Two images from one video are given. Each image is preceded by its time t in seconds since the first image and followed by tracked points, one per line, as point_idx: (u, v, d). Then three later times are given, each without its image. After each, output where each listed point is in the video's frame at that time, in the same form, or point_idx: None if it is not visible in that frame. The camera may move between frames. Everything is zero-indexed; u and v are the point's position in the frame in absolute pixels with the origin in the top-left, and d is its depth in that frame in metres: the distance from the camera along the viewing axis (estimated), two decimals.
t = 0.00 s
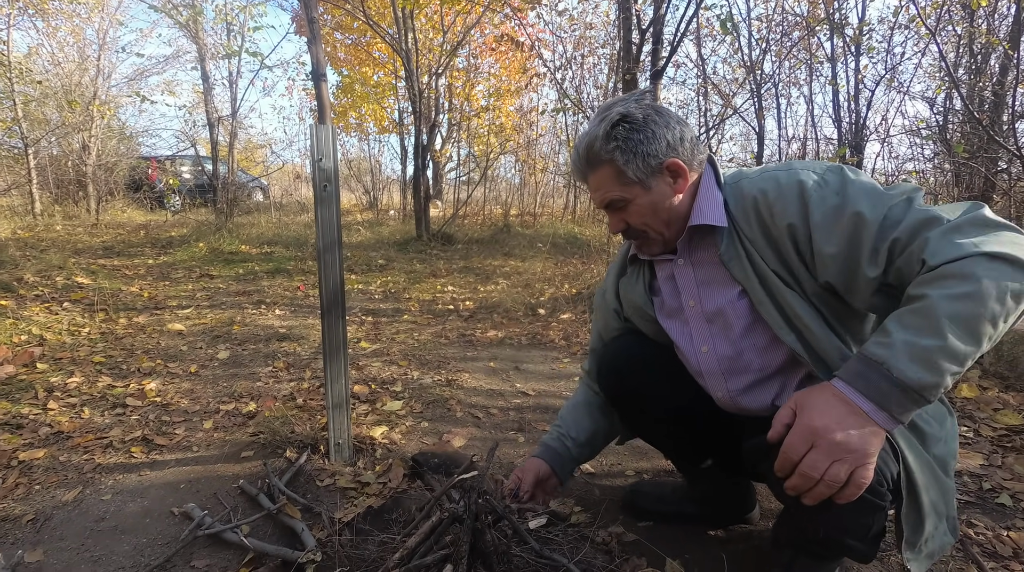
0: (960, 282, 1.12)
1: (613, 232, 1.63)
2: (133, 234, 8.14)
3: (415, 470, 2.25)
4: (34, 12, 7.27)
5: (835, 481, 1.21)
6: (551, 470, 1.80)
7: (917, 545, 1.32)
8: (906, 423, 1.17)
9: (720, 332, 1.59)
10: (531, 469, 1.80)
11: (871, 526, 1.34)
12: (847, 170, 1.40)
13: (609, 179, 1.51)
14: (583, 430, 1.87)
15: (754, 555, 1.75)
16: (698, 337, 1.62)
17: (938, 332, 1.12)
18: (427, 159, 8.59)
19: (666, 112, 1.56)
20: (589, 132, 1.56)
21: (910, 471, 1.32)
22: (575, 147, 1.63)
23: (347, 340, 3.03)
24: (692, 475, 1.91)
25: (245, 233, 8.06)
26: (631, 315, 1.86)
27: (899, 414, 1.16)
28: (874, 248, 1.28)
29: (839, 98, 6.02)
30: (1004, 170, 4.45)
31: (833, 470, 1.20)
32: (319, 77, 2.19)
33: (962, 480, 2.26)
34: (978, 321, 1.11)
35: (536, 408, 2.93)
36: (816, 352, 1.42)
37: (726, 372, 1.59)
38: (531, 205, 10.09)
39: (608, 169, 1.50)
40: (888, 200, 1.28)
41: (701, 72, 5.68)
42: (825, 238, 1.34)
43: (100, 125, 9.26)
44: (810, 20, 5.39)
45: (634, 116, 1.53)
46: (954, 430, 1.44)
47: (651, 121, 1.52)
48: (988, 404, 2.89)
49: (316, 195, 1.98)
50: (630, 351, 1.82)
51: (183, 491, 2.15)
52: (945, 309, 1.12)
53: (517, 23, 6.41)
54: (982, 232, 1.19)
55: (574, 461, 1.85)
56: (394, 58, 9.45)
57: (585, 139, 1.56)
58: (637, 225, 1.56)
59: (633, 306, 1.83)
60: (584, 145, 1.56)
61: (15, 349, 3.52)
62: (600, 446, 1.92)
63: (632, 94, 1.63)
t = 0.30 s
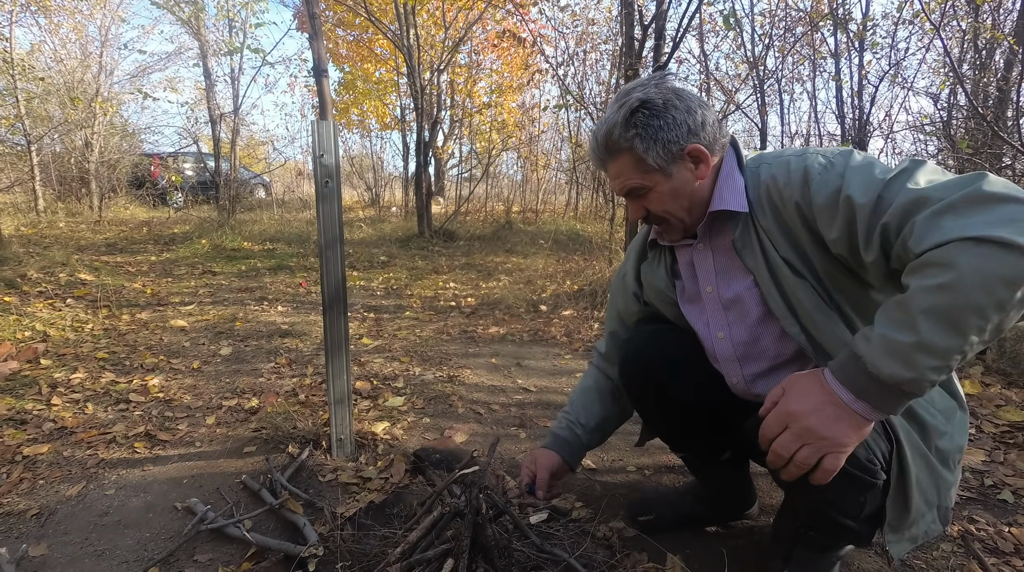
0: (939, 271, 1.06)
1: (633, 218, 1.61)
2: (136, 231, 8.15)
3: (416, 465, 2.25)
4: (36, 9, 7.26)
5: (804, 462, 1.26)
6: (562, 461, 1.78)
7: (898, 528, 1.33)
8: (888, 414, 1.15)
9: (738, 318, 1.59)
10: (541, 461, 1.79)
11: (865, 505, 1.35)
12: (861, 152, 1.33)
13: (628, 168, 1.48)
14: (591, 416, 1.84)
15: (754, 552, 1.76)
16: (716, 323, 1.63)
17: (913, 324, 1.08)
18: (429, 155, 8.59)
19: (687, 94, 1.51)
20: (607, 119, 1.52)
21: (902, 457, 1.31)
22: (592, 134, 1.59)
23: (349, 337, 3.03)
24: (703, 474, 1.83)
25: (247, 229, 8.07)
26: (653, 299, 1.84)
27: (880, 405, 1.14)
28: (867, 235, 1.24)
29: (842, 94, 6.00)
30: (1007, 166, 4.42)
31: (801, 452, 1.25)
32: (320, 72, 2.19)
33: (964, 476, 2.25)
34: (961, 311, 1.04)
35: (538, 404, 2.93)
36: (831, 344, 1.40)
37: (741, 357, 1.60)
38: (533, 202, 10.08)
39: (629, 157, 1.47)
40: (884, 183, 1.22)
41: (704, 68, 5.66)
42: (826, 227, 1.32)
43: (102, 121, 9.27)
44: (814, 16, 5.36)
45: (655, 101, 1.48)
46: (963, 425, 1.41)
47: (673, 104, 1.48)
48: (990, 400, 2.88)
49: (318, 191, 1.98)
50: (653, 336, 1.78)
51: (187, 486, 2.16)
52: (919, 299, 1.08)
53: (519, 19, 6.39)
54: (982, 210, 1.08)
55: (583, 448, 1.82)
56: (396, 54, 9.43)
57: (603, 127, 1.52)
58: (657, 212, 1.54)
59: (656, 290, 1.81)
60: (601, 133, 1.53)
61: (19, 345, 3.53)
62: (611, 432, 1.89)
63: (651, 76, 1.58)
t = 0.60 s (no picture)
0: (968, 258, 1.09)
1: (621, 229, 1.62)
2: (139, 227, 8.17)
3: (418, 462, 2.26)
4: (39, 5, 7.27)
5: (850, 468, 1.23)
6: (541, 490, 1.73)
7: (932, 532, 1.34)
8: (932, 408, 1.14)
9: (733, 324, 1.59)
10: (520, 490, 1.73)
11: (896, 507, 1.32)
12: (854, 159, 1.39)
13: (618, 178, 1.49)
14: (570, 439, 1.78)
15: (756, 549, 1.77)
16: (709, 330, 1.62)
17: (949, 312, 1.09)
18: (431, 152, 8.58)
19: (677, 108, 1.53)
20: (596, 129, 1.53)
21: (928, 461, 1.32)
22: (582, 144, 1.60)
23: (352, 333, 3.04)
24: (702, 474, 1.85)
25: (250, 226, 8.08)
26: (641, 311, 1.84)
27: (924, 401, 1.13)
28: (880, 232, 1.26)
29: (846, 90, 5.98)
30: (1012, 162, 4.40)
31: (847, 457, 1.22)
32: (323, 70, 2.18)
33: (967, 474, 2.25)
34: (994, 294, 1.07)
35: (540, 401, 2.93)
36: (842, 347, 1.40)
37: (736, 366, 1.58)
38: (535, 199, 10.06)
39: (619, 167, 1.48)
40: (891, 182, 1.26)
41: (707, 64, 5.65)
42: (835, 229, 1.34)
43: (105, 118, 9.31)
44: (817, 12, 5.33)
45: (645, 113, 1.50)
46: (963, 416, 1.45)
47: (662, 117, 1.49)
48: (994, 398, 2.87)
49: (320, 188, 1.98)
50: (644, 342, 1.79)
51: (190, 482, 2.17)
52: (953, 287, 1.09)
53: (521, 15, 6.37)
54: (992, 198, 1.13)
55: (562, 473, 1.77)
56: (399, 51, 9.42)
57: (593, 136, 1.53)
58: (646, 222, 1.55)
59: (642, 302, 1.82)
60: (590, 143, 1.54)
61: (23, 341, 3.55)
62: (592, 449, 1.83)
63: (642, 86, 1.59)
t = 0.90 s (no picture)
0: (956, 237, 1.13)
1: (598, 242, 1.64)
2: (142, 225, 8.18)
3: (421, 459, 2.26)
4: (41, 3, 7.27)
5: (870, 453, 1.21)
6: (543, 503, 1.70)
7: (950, 508, 1.35)
8: (942, 384, 1.15)
9: (723, 323, 1.58)
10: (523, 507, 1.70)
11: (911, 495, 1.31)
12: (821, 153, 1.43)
13: (587, 196, 1.51)
14: (567, 453, 1.78)
15: (759, 546, 1.77)
16: (700, 332, 1.61)
17: (947, 289, 1.11)
18: (433, 150, 8.57)
19: (637, 122, 1.57)
20: (562, 150, 1.56)
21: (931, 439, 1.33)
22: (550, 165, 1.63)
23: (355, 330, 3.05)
24: (702, 474, 1.85)
25: (252, 224, 8.09)
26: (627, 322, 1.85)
27: (935, 377, 1.14)
28: (862, 221, 1.29)
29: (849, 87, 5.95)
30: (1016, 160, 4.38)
31: (868, 441, 1.20)
32: (325, 66, 2.18)
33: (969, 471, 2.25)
34: (985, 267, 1.10)
35: (542, 399, 2.94)
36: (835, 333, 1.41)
37: (731, 364, 1.57)
38: (537, 196, 10.04)
39: (587, 185, 1.50)
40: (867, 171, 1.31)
41: (710, 61, 5.63)
42: (819, 220, 1.36)
43: (107, 116, 9.34)
44: (821, 8, 5.31)
45: (606, 130, 1.53)
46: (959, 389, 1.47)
47: (623, 132, 1.52)
48: (997, 395, 2.87)
49: (322, 185, 1.98)
50: (635, 350, 1.78)
51: (194, 479, 2.18)
52: (946, 265, 1.12)
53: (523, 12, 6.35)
54: (962, 179, 1.19)
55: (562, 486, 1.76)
56: (400, 48, 9.40)
57: (560, 157, 1.56)
58: (621, 235, 1.57)
59: (628, 313, 1.82)
60: (559, 164, 1.56)
61: (27, 338, 3.57)
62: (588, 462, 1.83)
63: (602, 105, 1.63)
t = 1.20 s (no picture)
0: (926, 244, 1.12)
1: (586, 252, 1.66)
2: (146, 226, 8.20)
3: (424, 459, 2.27)
4: (45, 5, 7.29)
5: (852, 466, 1.22)
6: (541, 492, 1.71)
7: (948, 508, 1.35)
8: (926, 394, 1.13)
9: (710, 325, 1.59)
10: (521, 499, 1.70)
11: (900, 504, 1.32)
12: (793, 155, 1.43)
13: (567, 210, 1.54)
14: (566, 447, 1.79)
15: (761, 545, 1.77)
16: (689, 334, 1.62)
17: (920, 296, 1.11)
18: (436, 149, 8.58)
19: (611, 133, 1.58)
20: (541, 168, 1.59)
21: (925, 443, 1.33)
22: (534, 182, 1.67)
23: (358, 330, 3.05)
24: (703, 474, 1.85)
25: (255, 224, 8.11)
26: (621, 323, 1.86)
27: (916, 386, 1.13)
28: (833, 226, 1.29)
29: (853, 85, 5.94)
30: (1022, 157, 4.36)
31: (848, 455, 1.21)
32: (327, 67, 2.19)
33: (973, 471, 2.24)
34: (957, 272, 1.09)
35: (544, 398, 2.94)
36: (816, 335, 1.40)
37: (718, 365, 1.58)
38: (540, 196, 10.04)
39: (566, 200, 1.53)
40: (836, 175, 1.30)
41: (713, 59, 5.62)
42: (791, 225, 1.35)
43: (111, 117, 9.40)
44: (824, 7, 5.30)
45: (581, 144, 1.55)
46: (949, 384, 1.47)
47: (597, 145, 1.54)
48: (1001, 395, 2.86)
49: (325, 185, 1.98)
50: (632, 349, 1.78)
51: (198, 479, 2.19)
52: (917, 272, 1.11)
53: (525, 12, 6.35)
54: (930, 183, 1.19)
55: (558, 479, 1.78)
56: (402, 48, 9.41)
57: (539, 175, 1.59)
58: (605, 243, 1.59)
59: (622, 314, 1.83)
60: (539, 182, 1.60)
61: (32, 339, 3.58)
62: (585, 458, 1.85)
63: (576, 120, 1.65)
